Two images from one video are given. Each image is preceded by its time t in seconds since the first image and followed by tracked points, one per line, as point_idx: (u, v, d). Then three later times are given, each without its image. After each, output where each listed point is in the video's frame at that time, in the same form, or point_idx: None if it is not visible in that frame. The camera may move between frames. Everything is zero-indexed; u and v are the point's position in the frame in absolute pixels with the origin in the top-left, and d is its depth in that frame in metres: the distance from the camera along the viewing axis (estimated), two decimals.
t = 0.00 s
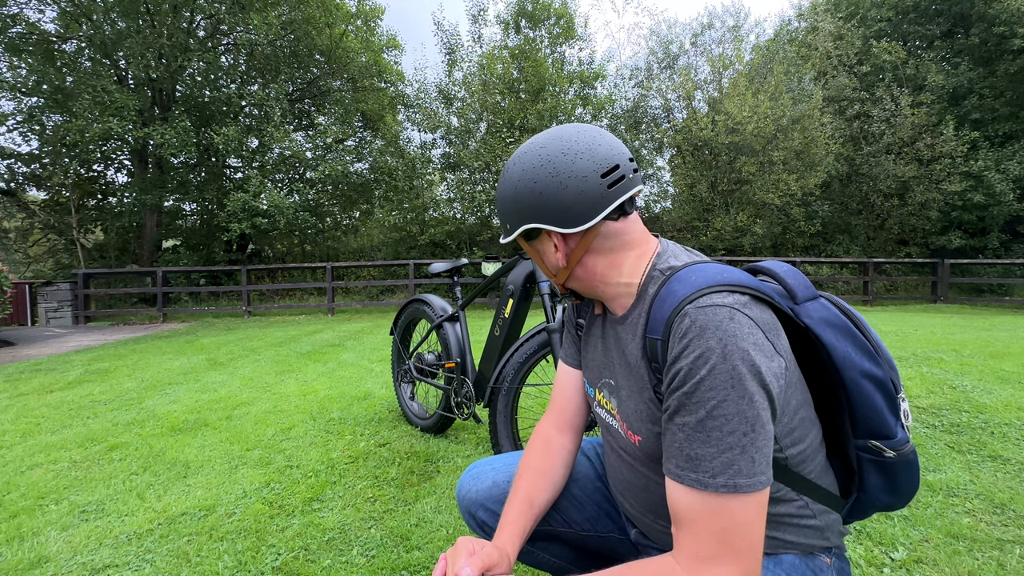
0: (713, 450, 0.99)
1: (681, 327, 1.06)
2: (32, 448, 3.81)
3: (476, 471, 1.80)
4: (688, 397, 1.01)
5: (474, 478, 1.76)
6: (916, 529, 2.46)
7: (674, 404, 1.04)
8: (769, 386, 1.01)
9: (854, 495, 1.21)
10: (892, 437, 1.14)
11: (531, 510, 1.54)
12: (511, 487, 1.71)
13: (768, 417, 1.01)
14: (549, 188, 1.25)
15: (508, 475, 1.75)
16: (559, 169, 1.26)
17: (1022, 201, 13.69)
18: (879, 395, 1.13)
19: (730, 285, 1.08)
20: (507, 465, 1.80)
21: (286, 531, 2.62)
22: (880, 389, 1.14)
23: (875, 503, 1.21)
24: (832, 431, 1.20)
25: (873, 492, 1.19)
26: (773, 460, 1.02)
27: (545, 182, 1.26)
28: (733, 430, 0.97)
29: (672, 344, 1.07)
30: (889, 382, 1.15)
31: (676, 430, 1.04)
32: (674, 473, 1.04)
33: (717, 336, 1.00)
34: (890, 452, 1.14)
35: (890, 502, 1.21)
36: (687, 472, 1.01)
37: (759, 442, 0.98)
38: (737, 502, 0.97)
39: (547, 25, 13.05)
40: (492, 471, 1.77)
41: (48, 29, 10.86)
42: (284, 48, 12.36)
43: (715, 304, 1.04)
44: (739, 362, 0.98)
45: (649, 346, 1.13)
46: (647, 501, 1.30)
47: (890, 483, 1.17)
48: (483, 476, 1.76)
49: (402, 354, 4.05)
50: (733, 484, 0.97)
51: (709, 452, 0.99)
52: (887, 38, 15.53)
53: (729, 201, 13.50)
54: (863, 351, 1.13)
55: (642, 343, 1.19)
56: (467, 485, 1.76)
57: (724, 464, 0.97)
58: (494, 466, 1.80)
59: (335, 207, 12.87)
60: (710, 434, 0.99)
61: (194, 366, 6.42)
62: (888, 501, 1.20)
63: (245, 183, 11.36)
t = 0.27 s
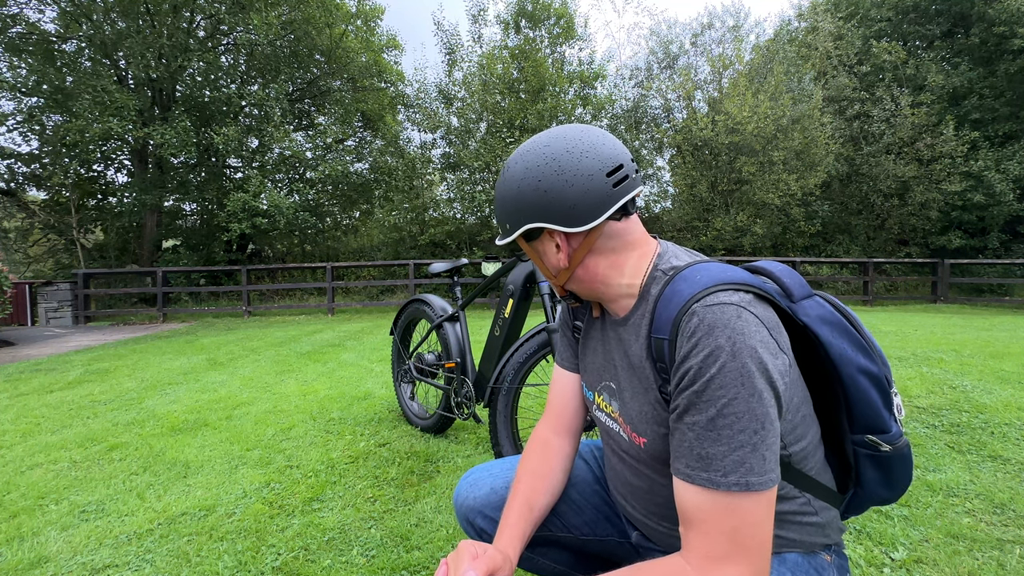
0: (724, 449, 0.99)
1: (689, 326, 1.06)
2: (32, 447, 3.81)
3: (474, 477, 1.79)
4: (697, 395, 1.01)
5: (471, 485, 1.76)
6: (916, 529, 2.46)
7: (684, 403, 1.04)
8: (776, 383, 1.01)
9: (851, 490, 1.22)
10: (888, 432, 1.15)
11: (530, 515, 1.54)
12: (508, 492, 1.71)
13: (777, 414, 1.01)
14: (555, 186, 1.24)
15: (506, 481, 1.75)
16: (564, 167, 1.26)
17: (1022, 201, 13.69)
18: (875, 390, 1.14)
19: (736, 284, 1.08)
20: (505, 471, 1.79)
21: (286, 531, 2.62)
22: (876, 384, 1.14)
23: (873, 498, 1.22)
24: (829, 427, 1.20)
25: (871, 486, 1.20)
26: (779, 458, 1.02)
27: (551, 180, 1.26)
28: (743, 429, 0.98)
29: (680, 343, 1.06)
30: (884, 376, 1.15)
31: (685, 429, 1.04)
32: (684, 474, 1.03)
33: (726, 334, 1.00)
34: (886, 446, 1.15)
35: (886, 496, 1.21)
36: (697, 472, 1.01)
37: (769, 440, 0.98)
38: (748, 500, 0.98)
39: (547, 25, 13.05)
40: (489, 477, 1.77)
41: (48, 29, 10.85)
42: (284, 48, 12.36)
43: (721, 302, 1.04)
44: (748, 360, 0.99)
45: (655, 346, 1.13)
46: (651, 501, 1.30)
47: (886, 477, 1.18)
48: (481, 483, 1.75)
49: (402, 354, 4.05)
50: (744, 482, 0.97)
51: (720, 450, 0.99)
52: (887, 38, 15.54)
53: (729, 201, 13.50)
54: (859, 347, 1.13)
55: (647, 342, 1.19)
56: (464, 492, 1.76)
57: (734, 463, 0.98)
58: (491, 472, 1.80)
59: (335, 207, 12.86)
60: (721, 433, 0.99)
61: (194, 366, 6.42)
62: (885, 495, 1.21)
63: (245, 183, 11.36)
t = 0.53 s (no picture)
0: (727, 449, 0.99)
1: (691, 326, 1.06)
2: (32, 448, 3.81)
3: (472, 480, 1.79)
4: (700, 395, 1.01)
5: (471, 487, 1.76)
6: (916, 529, 2.46)
7: (686, 403, 1.04)
8: (777, 382, 1.01)
9: (851, 488, 1.21)
10: (886, 428, 1.14)
11: (531, 517, 1.54)
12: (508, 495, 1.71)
13: (778, 413, 1.01)
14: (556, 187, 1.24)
15: (505, 484, 1.75)
16: (565, 168, 1.26)
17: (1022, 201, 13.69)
18: (872, 387, 1.14)
19: (736, 283, 1.08)
20: (504, 474, 1.80)
21: (286, 531, 2.62)
22: (874, 381, 1.14)
23: (872, 495, 1.22)
24: (828, 425, 1.20)
25: (870, 485, 1.19)
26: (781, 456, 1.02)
27: (550, 182, 1.25)
28: (746, 429, 0.98)
29: (682, 343, 1.06)
30: (881, 374, 1.15)
31: (688, 429, 1.04)
32: (687, 473, 1.03)
33: (728, 334, 1.00)
34: (885, 444, 1.14)
35: (885, 493, 1.21)
36: (701, 472, 1.01)
37: (771, 440, 0.98)
38: (751, 499, 0.98)
39: (547, 25, 13.05)
40: (488, 480, 1.77)
41: (48, 29, 10.84)
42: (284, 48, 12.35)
43: (723, 302, 1.04)
44: (750, 360, 0.98)
45: (656, 346, 1.13)
46: (653, 502, 1.30)
47: (885, 475, 1.17)
48: (480, 485, 1.75)
49: (402, 354, 4.05)
50: (748, 481, 0.97)
51: (723, 450, 0.99)
52: (887, 38, 15.54)
53: (729, 201, 13.50)
54: (855, 344, 1.13)
55: (647, 342, 1.19)
56: (464, 495, 1.76)
57: (738, 462, 0.98)
58: (490, 475, 1.80)
59: (335, 207, 12.84)
60: (724, 432, 0.99)
61: (194, 366, 6.42)
62: (885, 492, 1.20)
63: (245, 183, 11.37)
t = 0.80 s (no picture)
0: (730, 440, 0.99)
1: (694, 321, 1.06)
2: (32, 448, 3.81)
3: (470, 483, 1.79)
4: (703, 388, 1.01)
5: (468, 491, 1.76)
6: (916, 529, 2.46)
7: (689, 396, 1.04)
8: (778, 374, 1.02)
9: (848, 482, 1.21)
10: (882, 421, 1.14)
11: (529, 521, 1.54)
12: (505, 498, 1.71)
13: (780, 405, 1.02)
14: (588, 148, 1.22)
15: (503, 487, 1.74)
16: (601, 140, 1.25)
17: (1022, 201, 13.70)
18: (867, 380, 1.14)
19: (736, 278, 1.10)
20: (502, 476, 1.80)
21: (286, 531, 2.62)
22: (868, 374, 1.15)
23: (869, 489, 1.21)
24: (824, 419, 1.20)
25: (868, 478, 1.19)
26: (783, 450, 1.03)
27: (583, 144, 1.23)
28: (749, 420, 0.98)
29: (685, 337, 1.07)
30: (874, 366, 1.15)
31: (689, 422, 1.04)
32: (689, 466, 1.03)
33: (731, 328, 1.01)
34: (881, 436, 1.15)
35: (881, 487, 1.22)
36: (703, 464, 1.01)
37: (774, 432, 0.98)
38: (754, 491, 0.98)
39: (547, 25, 13.05)
40: (486, 483, 1.77)
41: (48, 29, 10.84)
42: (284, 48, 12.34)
43: (726, 297, 1.05)
44: (753, 353, 0.99)
45: (657, 341, 1.13)
46: (653, 499, 1.30)
47: (882, 467, 1.18)
48: (477, 489, 1.75)
49: (402, 354, 4.05)
50: (750, 472, 0.97)
51: (726, 442, 0.99)
52: (887, 38, 15.55)
53: (729, 201, 13.50)
54: (849, 337, 1.14)
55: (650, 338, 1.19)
56: (461, 498, 1.76)
57: (741, 453, 0.98)
58: (488, 477, 1.80)
59: (335, 207, 12.83)
60: (727, 424, 0.99)
61: (194, 366, 6.42)
62: (882, 487, 1.20)
63: (245, 183, 11.37)
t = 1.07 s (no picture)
0: (742, 428, 0.99)
1: (705, 314, 1.07)
2: (32, 447, 3.81)
3: (463, 493, 1.79)
4: (715, 378, 1.02)
5: (462, 502, 1.75)
6: (916, 529, 2.46)
7: (700, 388, 1.04)
8: (781, 363, 1.04)
9: (831, 464, 1.23)
10: (857, 401, 1.18)
11: (529, 529, 1.53)
12: (500, 508, 1.71)
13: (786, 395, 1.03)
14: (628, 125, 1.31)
15: (497, 497, 1.75)
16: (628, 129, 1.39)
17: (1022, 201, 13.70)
18: (841, 363, 1.17)
19: (737, 273, 1.13)
20: (495, 485, 1.80)
21: (286, 531, 2.62)
22: (840, 357, 1.19)
23: (849, 468, 1.24)
24: (805, 406, 1.22)
25: (847, 457, 1.21)
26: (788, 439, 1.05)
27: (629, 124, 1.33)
28: (760, 409, 0.99)
29: (697, 332, 1.08)
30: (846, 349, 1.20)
31: (700, 413, 1.04)
32: (700, 457, 1.02)
33: (740, 319, 1.03)
34: (858, 415, 1.18)
35: (859, 465, 1.25)
36: (716, 454, 1.01)
37: (784, 420, 0.99)
38: (767, 477, 0.98)
39: (547, 25, 13.04)
40: (479, 493, 1.77)
41: (48, 29, 10.85)
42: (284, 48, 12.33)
43: (733, 290, 1.07)
44: (762, 343, 1.01)
45: (665, 338, 1.14)
46: (656, 496, 1.29)
47: (860, 446, 1.20)
48: (471, 499, 1.75)
49: (402, 354, 4.05)
50: (762, 458, 0.98)
51: (739, 430, 0.99)
52: (887, 38, 15.55)
53: (729, 201, 13.50)
54: (824, 323, 1.17)
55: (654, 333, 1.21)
56: (455, 510, 1.76)
57: (752, 440, 0.99)
58: (480, 487, 1.79)
59: (335, 207, 12.82)
60: (740, 413, 1.00)
61: (194, 366, 6.42)
62: (860, 465, 1.23)
63: (245, 183, 11.38)
